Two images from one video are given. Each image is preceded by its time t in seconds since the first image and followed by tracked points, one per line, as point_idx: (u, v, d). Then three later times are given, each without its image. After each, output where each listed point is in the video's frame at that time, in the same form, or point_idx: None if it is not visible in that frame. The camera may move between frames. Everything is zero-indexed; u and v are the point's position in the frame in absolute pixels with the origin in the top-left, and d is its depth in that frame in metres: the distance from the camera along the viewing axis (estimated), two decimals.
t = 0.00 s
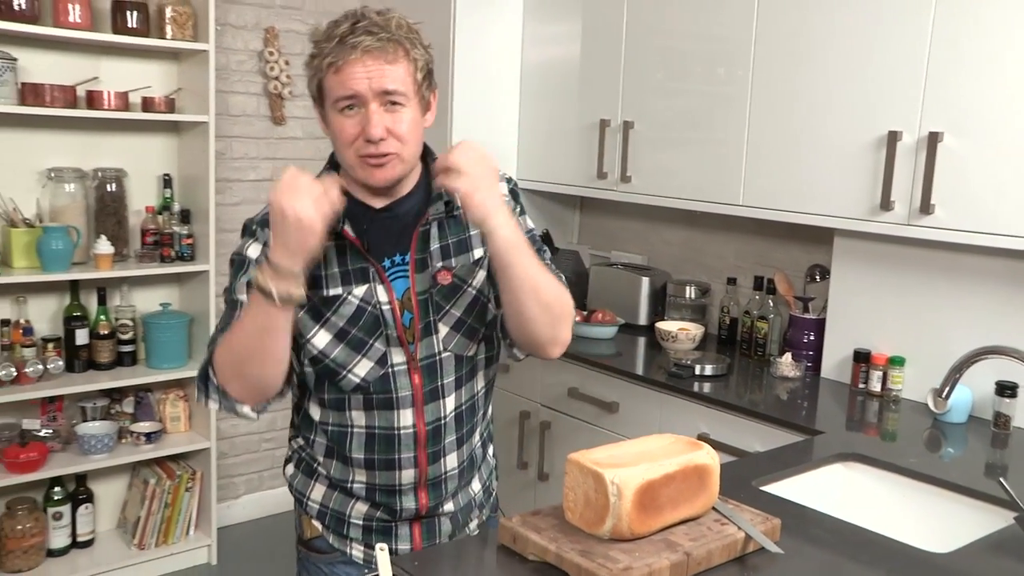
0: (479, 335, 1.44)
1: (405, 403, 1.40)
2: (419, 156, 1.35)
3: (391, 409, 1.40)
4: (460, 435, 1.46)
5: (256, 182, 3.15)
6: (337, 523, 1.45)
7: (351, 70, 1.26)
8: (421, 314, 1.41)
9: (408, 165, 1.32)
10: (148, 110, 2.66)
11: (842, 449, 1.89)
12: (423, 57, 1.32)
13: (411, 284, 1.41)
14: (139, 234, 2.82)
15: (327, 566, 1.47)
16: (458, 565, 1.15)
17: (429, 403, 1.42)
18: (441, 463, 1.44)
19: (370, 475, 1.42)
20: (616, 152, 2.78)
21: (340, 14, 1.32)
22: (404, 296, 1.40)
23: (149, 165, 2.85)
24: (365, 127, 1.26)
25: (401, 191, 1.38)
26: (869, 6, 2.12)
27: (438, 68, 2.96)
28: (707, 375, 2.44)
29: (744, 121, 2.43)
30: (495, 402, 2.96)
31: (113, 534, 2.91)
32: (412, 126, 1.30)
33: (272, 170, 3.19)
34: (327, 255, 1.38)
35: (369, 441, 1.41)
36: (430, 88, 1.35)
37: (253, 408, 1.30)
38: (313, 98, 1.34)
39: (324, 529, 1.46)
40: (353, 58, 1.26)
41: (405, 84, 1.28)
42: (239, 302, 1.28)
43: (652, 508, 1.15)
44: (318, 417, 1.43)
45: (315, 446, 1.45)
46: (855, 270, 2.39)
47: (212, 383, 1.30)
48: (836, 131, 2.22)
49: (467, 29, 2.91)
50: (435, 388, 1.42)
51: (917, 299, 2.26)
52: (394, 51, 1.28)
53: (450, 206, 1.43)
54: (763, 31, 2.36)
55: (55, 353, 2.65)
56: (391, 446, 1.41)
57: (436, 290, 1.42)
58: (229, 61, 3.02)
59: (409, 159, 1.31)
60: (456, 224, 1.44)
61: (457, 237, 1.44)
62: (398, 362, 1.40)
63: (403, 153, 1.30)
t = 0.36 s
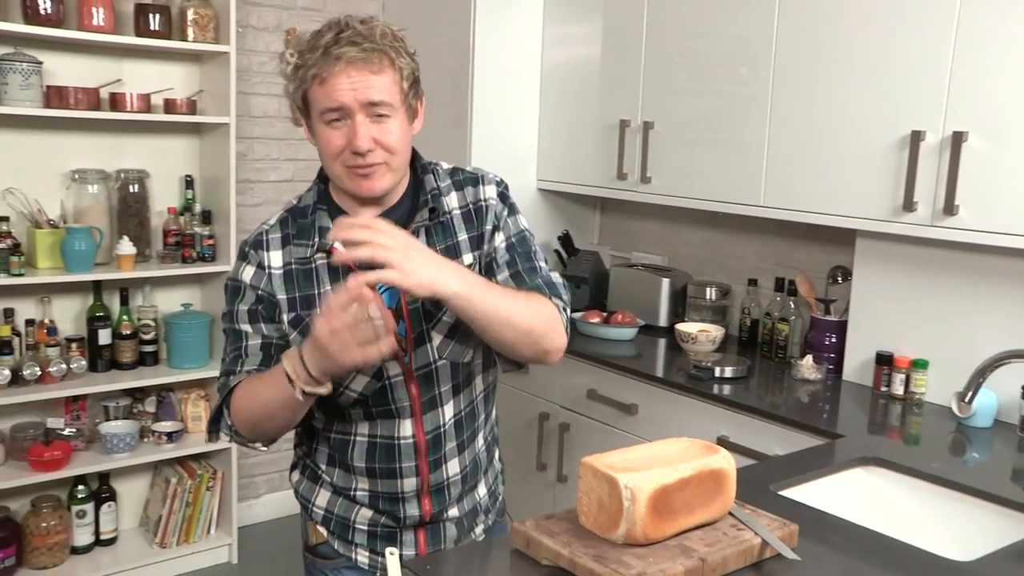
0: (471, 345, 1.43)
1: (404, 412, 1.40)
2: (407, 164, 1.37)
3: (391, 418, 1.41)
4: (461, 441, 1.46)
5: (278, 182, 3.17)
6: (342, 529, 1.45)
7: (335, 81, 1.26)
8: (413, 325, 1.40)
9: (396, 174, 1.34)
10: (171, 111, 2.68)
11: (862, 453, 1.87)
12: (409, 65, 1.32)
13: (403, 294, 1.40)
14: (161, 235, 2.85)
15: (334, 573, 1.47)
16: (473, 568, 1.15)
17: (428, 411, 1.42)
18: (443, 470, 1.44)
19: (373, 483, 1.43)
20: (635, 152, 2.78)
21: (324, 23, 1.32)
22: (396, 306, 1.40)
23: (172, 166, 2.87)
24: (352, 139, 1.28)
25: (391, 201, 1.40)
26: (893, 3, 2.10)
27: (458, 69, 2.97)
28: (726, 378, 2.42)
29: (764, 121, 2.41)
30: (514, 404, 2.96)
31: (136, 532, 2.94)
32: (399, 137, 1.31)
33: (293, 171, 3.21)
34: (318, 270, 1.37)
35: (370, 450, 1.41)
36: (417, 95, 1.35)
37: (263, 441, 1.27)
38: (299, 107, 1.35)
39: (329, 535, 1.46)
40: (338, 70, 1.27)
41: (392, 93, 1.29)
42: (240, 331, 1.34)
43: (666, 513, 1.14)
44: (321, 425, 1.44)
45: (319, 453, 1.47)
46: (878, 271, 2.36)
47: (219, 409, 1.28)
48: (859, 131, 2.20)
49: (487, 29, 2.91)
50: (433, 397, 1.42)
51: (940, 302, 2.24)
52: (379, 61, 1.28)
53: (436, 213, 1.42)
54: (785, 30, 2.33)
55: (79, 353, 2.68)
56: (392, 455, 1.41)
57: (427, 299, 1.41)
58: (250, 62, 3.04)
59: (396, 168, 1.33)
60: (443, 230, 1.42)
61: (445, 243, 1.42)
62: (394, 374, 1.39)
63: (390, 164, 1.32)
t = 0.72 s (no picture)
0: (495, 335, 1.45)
1: (419, 398, 1.41)
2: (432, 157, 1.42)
3: (406, 405, 1.41)
4: (478, 436, 1.46)
5: (294, 186, 3.18)
6: (357, 525, 1.46)
7: (366, 75, 1.31)
8: (435, 309, 1.42)
9: (421, 167, 1.39)
10: (187, 115, 2.69)
11: (877, 459, 1.85)
12: (436, 62, 1.37)
13: (425, 281, 1.43)
14: (177, 239, 2.86)
15: (349, 569, 1.48)
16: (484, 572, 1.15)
17: (444, 400, 1.42)
18: (458, 464, 1.44)
19: (388, 474, 1.43)
20: (651, 156, 2.77)
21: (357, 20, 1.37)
22: (418, 292, 1.42)
23: (188, 170, 2.89)
24: (380, 131, 1.33)
25: (414, 194, 1.46)
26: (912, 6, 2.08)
27: (473, 73, 2.97)
28: (741, 383, 2.41)
29: (780, 125, 2.40)
30: (528, 408, 2.96)
31: (150, 535, 2.95)
32: (424, 130, 1.36)
33: (308, 175, 3.21)
34: (341, 255, 1.42)
35: (386, 438, 1.42)
36: (442, 92, 1.40)
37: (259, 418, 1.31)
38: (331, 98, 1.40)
39: (345, 531, 1.47)
40: (369, 64, 1.31)
41: (419, 88, 1.34)
42: (259, 316, 1.40)
43: (677, 519, 1.13)
44: (338, 414, 1.45)
45: (337, 445, 1.48)
46: (894, 277, 2.35)
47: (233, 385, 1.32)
48: (876, 134, 2.19)
49: (502, 33, 2.91)
50: (449, 385, 1.42)
51: (956, 308, 2.22)
52: (409, 57, 1.33)
53: (466, 207, 1.47)
54: (802, 33, 2.32)
55: (95, 355, 2.69)
56: (407, 444, 1.42)
57: (450, 286, 1.43)
58: (266, 66, 3.05)
59: (421, 160, 1.38)
60: (473, 224, 1.47)
61: (473, 236, 1.47)
62: (412, 359, 1.41)
63: (414, 156, 1.37)
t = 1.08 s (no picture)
0: (503, 330, 1.46)
1: (426, 392, 1.43)
2: (431, 161, 1.41)
3: (413, 399, 1.43)
4: (485, 432, 1.46)
5: (296, 189, 3.19)
6: (366, 521, 1.47)
7: (370, 72, 1.35)
8: (442, 305, 1.43)
9: (416, 167, 1.38)
10: (189, 119, 2.70)
11: (876, 464, 1.86)
12: (444, 68, 1.39)
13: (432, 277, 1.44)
14: (179, 241, 2.87)
15: (358, 565, 1.49)
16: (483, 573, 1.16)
17: (451, 394, 1.43)
18: (465, 459, 1.45)
19: (395, 468, 1.45)
20: (652, 160, 2.78)
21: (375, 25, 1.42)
22: (425, 288, 1.44)
23: (190, 174, 2.90)
24: (376, 126, 1.34)
25: (416, 196, 1.46)
26: (912, 11, 2.09)
27: (475, 77, 2.98)
28: (740, 387, 2.42)
29: (781, 130, 2.41)
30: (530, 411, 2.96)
31: (151, 536, 2.96)
32: (421, 130, 1.36)
33: (310, 178, 3.23)
34: (350, 250, 1.44)
35: (394, 432, 1.44)
36: (451, 98, 1.42)
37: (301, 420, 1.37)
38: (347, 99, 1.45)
39: (355, 527, 1.49)
40: (373, 63, 1.35)
41: (420, 89, 1.35)
42: (282, 316, 1.44)
43: (675, 523, 1.14)
44: (349, 409, 1.47)
45: (346, 440, 1.49)
46: (894, 281, 2.36)
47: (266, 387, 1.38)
48: (876, 138, 2.19)
49: (504, 37, 2.92)
50: (456, 379, 1.43)
51: (957, 313, 2.23)
52: (414, 59, 1.36)
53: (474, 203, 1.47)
54: (802, 38, 2.33)
55: (97, 358, 2.70)
56: (413, 437, 1.44)
57: (457, 282, 1.44)
58: (269, 70, 3.07)
59: (416, 160, 1.37)
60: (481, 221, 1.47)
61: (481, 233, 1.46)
62: (419, 353, 1.43)
63: (409, 154, 1.37)
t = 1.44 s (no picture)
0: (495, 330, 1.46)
1: (417, 391, 1.42)
2: (429, 150, 1.42)
3: (403, 398, 1.42)
4: (476, 431, 1.47)
5: (296, 189, 3.20)
6: (359, 528, 1.47)
7: (365, 64, 1.34)
8: (433, 302, 1.43)
9: (417, 158, 1.39)
10: (189, 118, 2.71)
11: (875, 462, 1.86)
12: (437, 57, 1.39)
13: (424, 274, 1.44)
14: (179, 240, 2.88)
15: (352, 571, 1.49)
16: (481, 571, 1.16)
17: (441, 393, 1.43)
18: (456, 459, 1.45)
19: (386, 470, 1.44)
20: (652, 159, 2.78)
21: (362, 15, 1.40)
22: (416, 284, 1.44)
23: (190, 173, 2.90)
24: (376, 119, 1.34)
25: (412, 187, 1.46)
26: (911, 11, 2.09)
27: (475, 76, 2.98)
28: (740, 386, 2.42)
29: (780, 129, 2.41)
30: (529, 410, 2.96)
31: (152, 535, 2.96)
32: (420, 120, 1.36)
33: (310, 177, 3.23)
34: (339, 245, 1.43)
35: (383, 433, 1.43)
36: (444, 87, 1.42)
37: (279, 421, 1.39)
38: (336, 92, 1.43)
39: (347, 535, 1.48)
40: (368, 55, 1.34)
41: (416, 79, 1.35)
42: (262, 310, 1.41)
43: (674, 521, 1.14)
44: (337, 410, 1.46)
45: (334, 444, 1.48)
46: (893, 280, 2.36)
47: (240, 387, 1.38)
48: (876, 137, 2.19)
49: (503, 36, 2.93)
50: (446, 377, 1.43)
51: (957, 312, 2.23)
52: (409, 49, 1.35)
53: (468, 202, 1.48)
54: (801, 37, 2.33)
55: (98, 356, 2.71)
56: (404, 438, 1.43)
57: (450, 280, 1.44)
58: (269, 70, 3.07)
59: (417, 151, 1.38)
60: (475, 221, 1.48)
61: (475, 233, 1.47)
62: (410, 351, 1.43)
63: (410, 146, 1.37)
